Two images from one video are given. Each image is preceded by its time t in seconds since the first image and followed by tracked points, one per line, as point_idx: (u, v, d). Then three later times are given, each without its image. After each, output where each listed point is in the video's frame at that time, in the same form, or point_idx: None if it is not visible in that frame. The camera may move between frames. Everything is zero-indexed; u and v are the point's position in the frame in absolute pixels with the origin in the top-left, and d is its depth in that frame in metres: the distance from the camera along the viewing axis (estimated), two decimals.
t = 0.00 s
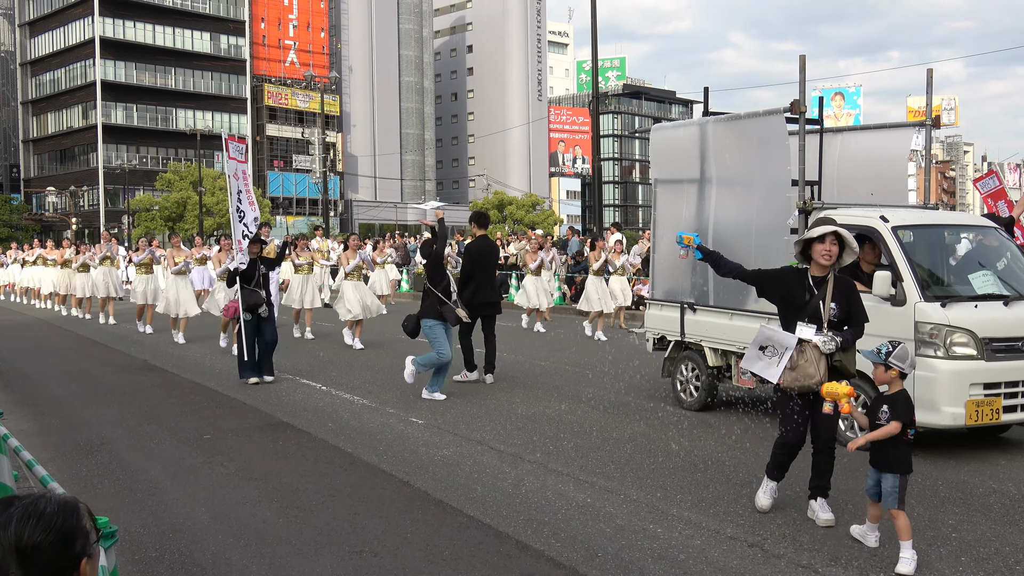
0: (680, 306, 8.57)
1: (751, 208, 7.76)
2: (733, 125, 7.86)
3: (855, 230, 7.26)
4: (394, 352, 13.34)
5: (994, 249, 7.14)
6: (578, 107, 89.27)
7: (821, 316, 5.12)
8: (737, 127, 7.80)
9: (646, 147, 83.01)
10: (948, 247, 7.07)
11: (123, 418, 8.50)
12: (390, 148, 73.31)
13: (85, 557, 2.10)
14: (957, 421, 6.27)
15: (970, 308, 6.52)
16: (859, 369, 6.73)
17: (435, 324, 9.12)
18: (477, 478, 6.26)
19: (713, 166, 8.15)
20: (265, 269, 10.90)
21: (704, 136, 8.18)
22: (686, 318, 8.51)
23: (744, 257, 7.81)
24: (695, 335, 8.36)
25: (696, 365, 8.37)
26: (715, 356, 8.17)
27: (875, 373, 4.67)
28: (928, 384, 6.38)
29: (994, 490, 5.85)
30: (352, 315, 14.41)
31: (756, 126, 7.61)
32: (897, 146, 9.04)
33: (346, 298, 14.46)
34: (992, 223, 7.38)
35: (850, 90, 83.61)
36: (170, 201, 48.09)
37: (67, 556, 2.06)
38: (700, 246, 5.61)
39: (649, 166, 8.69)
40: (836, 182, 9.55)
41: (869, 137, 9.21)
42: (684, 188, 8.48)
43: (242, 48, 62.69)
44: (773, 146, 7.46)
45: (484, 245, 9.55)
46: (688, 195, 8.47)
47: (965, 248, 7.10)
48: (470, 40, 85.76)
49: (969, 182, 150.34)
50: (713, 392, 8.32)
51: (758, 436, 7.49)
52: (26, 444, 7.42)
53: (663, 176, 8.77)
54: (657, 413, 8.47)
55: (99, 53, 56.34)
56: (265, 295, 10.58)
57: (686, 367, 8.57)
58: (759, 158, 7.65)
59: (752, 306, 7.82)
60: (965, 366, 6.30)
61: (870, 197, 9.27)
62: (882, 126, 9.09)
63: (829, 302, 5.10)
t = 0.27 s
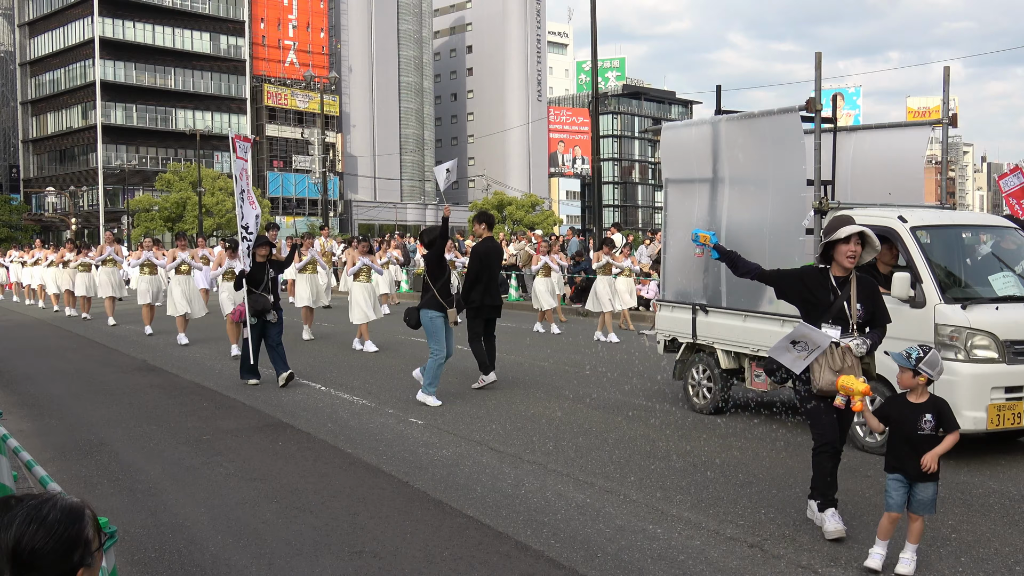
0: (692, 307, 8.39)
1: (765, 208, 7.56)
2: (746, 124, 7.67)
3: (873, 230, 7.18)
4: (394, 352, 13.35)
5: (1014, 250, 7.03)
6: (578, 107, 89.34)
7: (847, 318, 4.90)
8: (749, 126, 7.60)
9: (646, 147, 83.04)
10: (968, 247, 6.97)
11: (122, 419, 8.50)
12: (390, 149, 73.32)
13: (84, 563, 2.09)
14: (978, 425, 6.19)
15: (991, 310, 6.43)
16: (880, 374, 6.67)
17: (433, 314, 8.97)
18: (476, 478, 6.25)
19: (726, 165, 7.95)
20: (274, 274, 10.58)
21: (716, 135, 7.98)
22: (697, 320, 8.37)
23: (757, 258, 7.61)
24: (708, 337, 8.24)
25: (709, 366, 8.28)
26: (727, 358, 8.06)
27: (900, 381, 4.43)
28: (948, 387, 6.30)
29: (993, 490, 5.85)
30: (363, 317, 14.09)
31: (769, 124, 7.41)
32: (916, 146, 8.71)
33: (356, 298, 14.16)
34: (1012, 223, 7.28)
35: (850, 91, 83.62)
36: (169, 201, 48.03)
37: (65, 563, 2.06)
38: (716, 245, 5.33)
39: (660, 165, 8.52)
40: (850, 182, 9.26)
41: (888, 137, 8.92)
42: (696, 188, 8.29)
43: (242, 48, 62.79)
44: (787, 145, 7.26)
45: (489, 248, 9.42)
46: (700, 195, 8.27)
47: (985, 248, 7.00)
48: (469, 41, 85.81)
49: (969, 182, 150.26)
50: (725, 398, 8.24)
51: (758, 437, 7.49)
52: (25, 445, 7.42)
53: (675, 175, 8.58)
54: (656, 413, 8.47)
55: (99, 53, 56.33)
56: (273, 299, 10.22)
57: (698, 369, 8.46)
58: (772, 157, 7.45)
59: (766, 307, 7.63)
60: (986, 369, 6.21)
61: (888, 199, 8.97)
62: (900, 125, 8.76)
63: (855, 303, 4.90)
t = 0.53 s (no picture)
0: (705, 308, 8.28)
1: (780, 208, 7.45)
2: (761, 122, 7.54)
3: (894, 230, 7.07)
4: (395, 352, 13.34)
5: None
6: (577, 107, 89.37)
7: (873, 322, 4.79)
8: (764, 125, 7.48)
9: (646, 147, 83.07)
10: (989, 248, 6.84)
11: (122, 419, 8.50)
12: (390, 149, 73.30)
13: (83, 566, 2.09)
14: (1001, 428, 6.11)
15: (1015, 311, 6.31)
16: (903, 378, 6.61)
17: (434, 323, 8.90)
18: (476, 478, 6.25)
19: (739, 164, 7.84)
20: (288, 274, 10.20)
21: (729, 134, 7.86)
22: (709, 321, 8.27)
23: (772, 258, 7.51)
24: (720, 338, 8.13)
25: (721, 368, 8.16)
26: (741, 360, 7.96)
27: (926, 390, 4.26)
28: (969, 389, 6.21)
29: (992, 490, 5.85)
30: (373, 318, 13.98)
31: (784, 122, 7.29)
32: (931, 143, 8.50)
33: (364, 299, 14.08)
34: None
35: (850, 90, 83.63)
36: (169, 201, 47.93)
37: (64, 563, 2.05)
38: (737, 247, 5.10)
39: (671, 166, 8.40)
40: (864, 182, 8.99)
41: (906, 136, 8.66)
42: (709, 187, 8.18)
43: (241, 48, 62.82)
44: (803, 143, 7.14)
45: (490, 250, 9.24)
46: (712, 194, 8.16)
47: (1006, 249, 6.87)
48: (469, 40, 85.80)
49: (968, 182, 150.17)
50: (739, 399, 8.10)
51: (758, 437, 7.48)
52: (24, 446, 7.41)
53: (687, 175, 8.45)
54: (656, 414, 8.46)
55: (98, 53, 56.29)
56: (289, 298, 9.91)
57: (711, 371, 8.34)
58: (788, 155, 7.33)
59: (780, 309, 7.52)
60: (1009, 372, 6.12)
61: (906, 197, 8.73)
62: (914, 123, 8.55)
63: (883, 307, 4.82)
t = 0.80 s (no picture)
0: (718, 309, 8.08)
1: (797, 207, 7.21)
2: (775, 119, 7.32)
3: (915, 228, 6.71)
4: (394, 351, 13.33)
5: None
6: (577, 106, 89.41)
7: (915, 325, 4.65)
8: (779, 121, 7.26)
9: (645, 147, 83.03)
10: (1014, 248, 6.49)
11: (121, 418, 8.49)
12: (390, 149, 73.33)
13: (77, 561, 2.08)
14: None
15: None
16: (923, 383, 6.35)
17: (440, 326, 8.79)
18: (477, 478, 6.25)
19: (754, 162, 7.61)
20: (296, 272, 10.13)
21: (743, 130, 7.63)
22: (723, 322, 8.05)
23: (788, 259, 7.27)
24: (734, 339, 7.93)
25: (735, 370, 7.98)
26: (756, 363, 7.77)
27: (961, 390, 4.16)
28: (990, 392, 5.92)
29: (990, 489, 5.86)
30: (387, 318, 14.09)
31: (800, 119, 7.07)
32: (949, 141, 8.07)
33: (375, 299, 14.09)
34: None
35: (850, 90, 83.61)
36: (169, 201, 47.96)
37: (58, 561, 2.05)
38: (781, 244, 4.84)
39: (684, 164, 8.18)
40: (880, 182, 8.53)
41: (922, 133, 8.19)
42: (722, 186, 7.94)
43: (241, 48, 62.84)
44: (821, 140, 6.92)
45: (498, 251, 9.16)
46: (727, 192, 7.92)
47: None
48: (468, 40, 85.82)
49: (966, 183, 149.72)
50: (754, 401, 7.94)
51: (757, 435, 7.49)
52: (23, 445, 7.41)
53: (699, 174, 8.22)
54: (654, 413, 8.48)
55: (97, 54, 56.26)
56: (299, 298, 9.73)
57: (724, 373, 8.15)
58: (805, 152, 7.10)
59: (797, 309, 7.31)
60: None
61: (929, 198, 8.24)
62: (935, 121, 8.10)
63: (923, 310, 4.64)
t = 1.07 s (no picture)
0: (732, 310, 7.98)
1: (815, 206, 7.06)
2: (794, 116, 7.21)
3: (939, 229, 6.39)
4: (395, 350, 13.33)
5: None
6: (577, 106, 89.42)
7: (962, 325, 4.51)
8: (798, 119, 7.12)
9: (645, 147, 83.03)
10: None
11: (121, 418, 8.50)
12: (390, 148, 73.32)
13: (80, 561, 2.08)
14: None
15: None
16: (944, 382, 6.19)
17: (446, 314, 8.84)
18: (477, 478, 6.25)
19: (770, 161, 7.46)
20: (305, 275, 9.97)
21: (760, 129, 7.50)
22: (738, 324, 7.96)
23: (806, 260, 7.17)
24: (750, 341, 7.85)
25: (749, 372, 7.89)
26: (773, 366, 7.68)
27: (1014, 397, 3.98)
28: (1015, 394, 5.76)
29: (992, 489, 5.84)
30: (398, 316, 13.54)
31: (819, 116, 6.97)
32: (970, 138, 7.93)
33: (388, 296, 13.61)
34: None
35: (849, 89, 83.63)
36: (169, 201, 47.90)
37: (61, 558, 2.05)
38: (823, 245, 4.81)
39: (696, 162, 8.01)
40: (897, 181, 8.37)
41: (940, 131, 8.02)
42: (738, 184, 7.76)
43: (241, 47, 62.85)
44: (842, 137, 6.80)
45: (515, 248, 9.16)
46: (742, 192, 7.73)
47: None
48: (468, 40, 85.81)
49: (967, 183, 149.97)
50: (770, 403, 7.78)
51: (758, 435, 7.49)
52: (24, 445, 7.41)
53: (713, 172, 8.02)
54: (655, 412, 8.48)
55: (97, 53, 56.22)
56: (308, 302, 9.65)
57: (739, 375, 8.06)
58: (824, 149, 6.98)
59: (814, 311, 7.20)
60: None
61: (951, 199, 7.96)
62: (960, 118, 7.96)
63: (967, 309, 4.51)
